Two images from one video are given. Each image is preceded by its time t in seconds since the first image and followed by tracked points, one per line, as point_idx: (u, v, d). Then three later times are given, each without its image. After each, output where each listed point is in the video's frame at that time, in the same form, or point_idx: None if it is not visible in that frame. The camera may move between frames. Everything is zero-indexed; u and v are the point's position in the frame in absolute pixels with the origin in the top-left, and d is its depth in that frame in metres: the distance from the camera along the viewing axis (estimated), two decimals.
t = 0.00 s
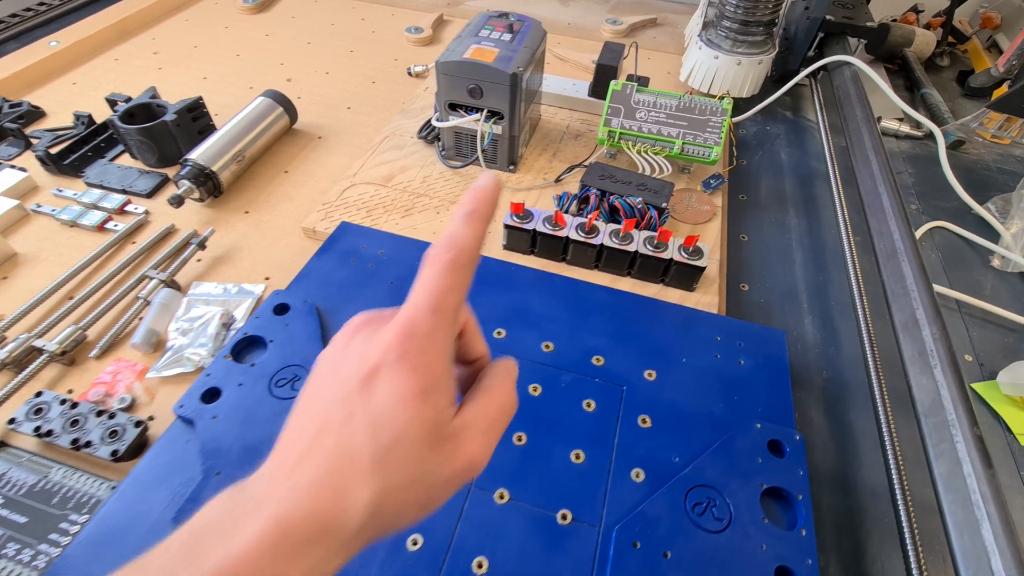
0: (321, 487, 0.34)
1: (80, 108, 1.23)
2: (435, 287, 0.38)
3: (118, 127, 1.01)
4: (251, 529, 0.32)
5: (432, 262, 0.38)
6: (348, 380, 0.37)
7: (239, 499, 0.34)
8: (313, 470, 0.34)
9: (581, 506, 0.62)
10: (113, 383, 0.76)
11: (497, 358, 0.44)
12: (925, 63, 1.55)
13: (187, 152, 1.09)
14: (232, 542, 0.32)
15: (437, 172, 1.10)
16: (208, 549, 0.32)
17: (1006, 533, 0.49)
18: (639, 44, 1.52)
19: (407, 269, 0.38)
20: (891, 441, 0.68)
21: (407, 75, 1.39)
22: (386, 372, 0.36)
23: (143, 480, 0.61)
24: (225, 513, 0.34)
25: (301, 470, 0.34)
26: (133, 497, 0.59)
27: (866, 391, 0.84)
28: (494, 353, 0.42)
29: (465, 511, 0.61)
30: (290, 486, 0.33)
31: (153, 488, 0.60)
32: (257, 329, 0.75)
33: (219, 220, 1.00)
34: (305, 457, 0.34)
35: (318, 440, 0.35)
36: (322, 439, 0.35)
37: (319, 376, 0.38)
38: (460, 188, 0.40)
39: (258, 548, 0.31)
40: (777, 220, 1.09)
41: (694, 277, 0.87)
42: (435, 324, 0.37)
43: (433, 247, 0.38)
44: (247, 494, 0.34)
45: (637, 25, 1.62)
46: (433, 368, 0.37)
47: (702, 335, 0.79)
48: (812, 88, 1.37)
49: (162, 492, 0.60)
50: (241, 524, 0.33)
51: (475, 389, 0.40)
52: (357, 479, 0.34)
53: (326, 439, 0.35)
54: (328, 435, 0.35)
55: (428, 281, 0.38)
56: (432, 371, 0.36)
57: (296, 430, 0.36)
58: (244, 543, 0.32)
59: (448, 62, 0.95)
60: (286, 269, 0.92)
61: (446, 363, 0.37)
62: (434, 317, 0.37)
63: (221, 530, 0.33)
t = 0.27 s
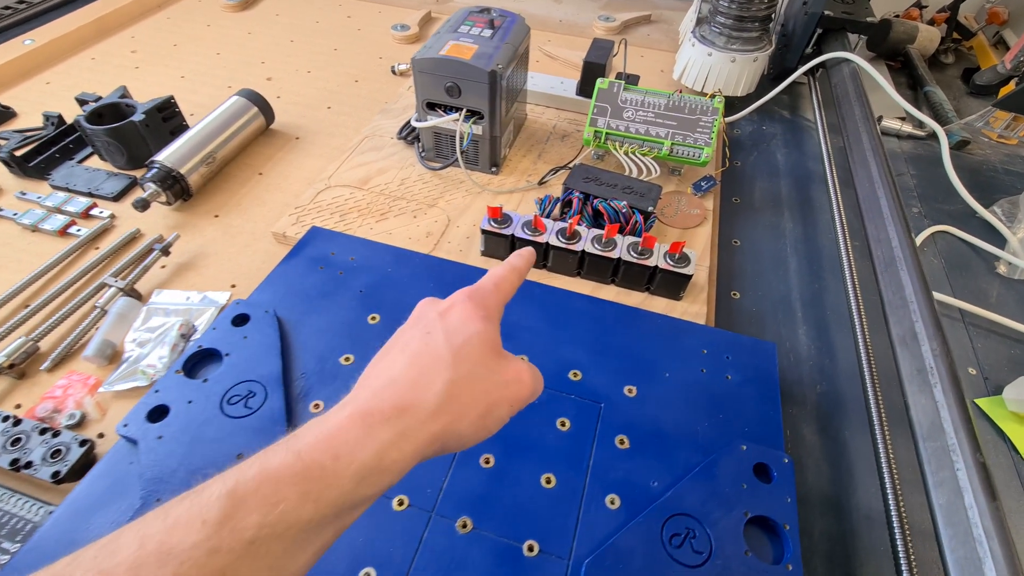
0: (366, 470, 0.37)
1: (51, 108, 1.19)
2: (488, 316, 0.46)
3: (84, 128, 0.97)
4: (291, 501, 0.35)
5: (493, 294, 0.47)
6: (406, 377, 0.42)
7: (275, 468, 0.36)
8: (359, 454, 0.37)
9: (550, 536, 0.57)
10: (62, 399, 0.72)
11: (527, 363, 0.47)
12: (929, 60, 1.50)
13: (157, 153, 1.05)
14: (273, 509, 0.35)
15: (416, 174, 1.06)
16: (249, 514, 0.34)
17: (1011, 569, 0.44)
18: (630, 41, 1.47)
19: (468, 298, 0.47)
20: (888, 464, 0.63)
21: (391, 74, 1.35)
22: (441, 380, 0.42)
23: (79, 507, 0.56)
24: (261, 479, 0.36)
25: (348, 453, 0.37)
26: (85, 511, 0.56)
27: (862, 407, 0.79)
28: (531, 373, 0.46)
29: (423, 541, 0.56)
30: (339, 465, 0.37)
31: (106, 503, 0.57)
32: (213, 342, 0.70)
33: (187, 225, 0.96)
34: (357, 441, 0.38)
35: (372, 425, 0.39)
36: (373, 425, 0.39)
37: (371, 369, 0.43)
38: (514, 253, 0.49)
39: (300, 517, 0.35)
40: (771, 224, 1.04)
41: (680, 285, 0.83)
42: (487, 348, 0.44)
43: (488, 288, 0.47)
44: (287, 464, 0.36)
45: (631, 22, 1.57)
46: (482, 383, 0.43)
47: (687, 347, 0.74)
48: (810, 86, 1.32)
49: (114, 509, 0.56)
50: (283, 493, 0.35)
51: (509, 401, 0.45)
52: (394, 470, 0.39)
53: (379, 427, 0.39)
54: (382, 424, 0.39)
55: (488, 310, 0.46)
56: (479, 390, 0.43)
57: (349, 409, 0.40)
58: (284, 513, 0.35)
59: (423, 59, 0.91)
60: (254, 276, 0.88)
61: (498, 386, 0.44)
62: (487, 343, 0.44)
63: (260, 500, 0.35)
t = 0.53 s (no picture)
0: (360, 480, 0.35)
1: (44, 107, 1.18)
2: (489, 322, 0.43)
3: (74, 126, 0.96)
4: (283, 512, 0.32)
5: (494, 299, 0.45)
6: (402, 382, 0.39)
7: (265, 476, 0.33)
8: (354, 462, 0.35)
9: (541, 547, 0.55)
10: (46, 402, 0.70)
11: (529, 369, 0.44)
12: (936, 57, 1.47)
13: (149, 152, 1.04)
14: (263, 519, 0.32)
15: (411, 173, 1.04)
16: (237, 524, 0.31)
17: None
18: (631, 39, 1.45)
19: (469, 302, 0.44)
20: (894, 472, 0.61)
21: (388, 71, 1.33)
22: (439, 386, 0.39)
23: (60, 513, 0.55)
24: (251, 487, 0.33)
25: (343, 462, 0.35)
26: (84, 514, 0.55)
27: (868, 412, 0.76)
28: (534, 380, 0.43)
29: (412, 551, 0.54)
30: (333, 473, 0.34)
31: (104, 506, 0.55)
32: (199, 344, 0.69)
33: (178, 224, 0.94)
34: (352, 448, 0.35)
35: (367, 432, 0.36)
36: (369, 432, 0.36)
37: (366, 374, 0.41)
38: (518, 262, 0.47)
39: (292, 528, 0.33)
40: (774, 224, 1.02)
41: (680, 287, 0.81)
42: (488, 353, 0.42)
43: (489, 293, 0.45)
44: (278, 472, 0.33)
45: (631, 19, 1.55)
46: (483, 391, 0.41)
47: (686, 350, 0.72)
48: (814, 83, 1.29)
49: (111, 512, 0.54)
50: (274, 502, 0.32)
51: (510, 408, 0.42)
52: (389, 480, 0.36)
53: (375, 434, 0.36)
54: (378, 431, 0.36)
55: (489, 315, 0.44)
56: (479, 398, 0.40)
57: (343, 415, 0.37)
58: (275, 524, 0.32)
59: (417, 56, 0.89)
60: (244, 277, 0.87)
61: (498, 395, 0.41)
62: (487, 349, 0.42)
63: (249, 509, 0.32)
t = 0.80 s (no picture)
0: (367, 492, 0.35)
1: (51, 108, 1.19)
2: (494, 332, 0.43)
3: (82, 127, 0.97)
4: (289, 526, 0.32)
5: (499, 308, 0.45)
6: (408, 394, 0.39)
7: (272, 489, 0.33)
8: (360, 475, 0.35)
9: (546, 547, 0.55)
10: (55, 401, 0.70)
11: (535, 378, 0.45)
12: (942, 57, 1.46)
13: (156, 153, 1.04)
14: (270, 534, 0.32)
15: (416, 173, 1.05)
16: (244, 539, 0.31)
17: None
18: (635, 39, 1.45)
19: (474, 310, 0.44)
20: (901, 474, 0.61)
21: (392, 72, 1.34)
22: (445, 397, 0.39)
23: (69, 511, 0.55)
24: (258, 502, 0.33)
25: (349, 475, 0.35)
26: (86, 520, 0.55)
27: (873, 413, 0.76)
28: (539, 389, 0.44)
29: (417, 551, 0.54)
30: (340, 487, 0.34)
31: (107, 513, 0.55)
32: (206, 344, 0.69)
33: (184, 225, 0.95)
34: (359, 461, 0.35)
35: (373, 445, 0.36)
36: (375, 444, 0.36)
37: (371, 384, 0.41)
38: (523, 268, 0.47)
39: (299, 542, 0.33)
40: (779, 225, 1.02)
41: (685, 287, 0.81)
42: (493, 363, 0.42)
43: (494, 301, 0.45)
44: (285, 486, 0.33)
45: (635, 19, 1.55)
46: (488, 401, 0.41)
47: (691, 351, 0.72)
48: (819, 83, 1.29)
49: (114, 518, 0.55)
50: (280, 517, 0.32)
51: (515, 418, 0.42)
52: (395, 492, 0.37)
53: (381, 447, 0.36)
54: (384, 443, 0.37)
55: (494, 323, 0.44)
56: (484, 408, 0.41)
57: (350, 427, 0.37)
58: (282, 538, 0.32)
59: (422, 57, 0.89)
60: (250, 277, 0.87)
61: (502, 406, 0.42)
62: (492, 359, 0.42)
63: (256, 523, 0.32)
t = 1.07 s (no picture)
0: (368, 493, 0.35)
1: (58, 107, 1.19)
2: (494, 332, 0.44)
3: (88, 126, 0.97)
4: (291, 525, 0.33)
5: (499, 307, 0.45)
6: (409, 394, 0.40)
7: (274, 489, 0.34)
8: (362, 475, 0.35)
9: (550, 541, 0.56)
10: (63, 396, 0.71)
11: (536, 378, 0.45)
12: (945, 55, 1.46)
13: (162, 151, 1.05)
14: (272, 534, 0.32)
15: (419, 172, 1.05)
16: (247, 539, 0.32)
17: None
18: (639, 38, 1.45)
19: (474, 311, 0.44)
20: (903, 470, 0.61)
21: (396, 71, 1.34)
22: (446, 398, 0.40)
23: (77, 504, 0.56)
24: (260, 502, 0.33)
25: (350, 475, 0.35)
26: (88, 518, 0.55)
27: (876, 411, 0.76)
28: (540, 389, 0.44)
29: (421, 544, 0.55)
30: (341, 487, 0.35)
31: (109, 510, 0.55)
32: (212, 340, 0.70)
33: (189, 223, 0.96)
34: (360, 461, 0.36)
35: (374, 445, 0.37)
36: (376, 445, 0.37)
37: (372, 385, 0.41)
38: (521, 267, 0.48)
39: (301, 541, 0.33)
40: (782, 223, 1.02)
41: (688, 285, 0.81)
42: (494, 364, 0.42)
43: (493, 301, 0.46)
44: (287, 486, 0.34)
45: (639, 18, 1.55)
46: (489, 402, 0.41)
47: (693, 349, 0.73)
48: (822, 82, 1.29)
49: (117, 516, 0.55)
50: (282, 516, 0.33)
51: (516, 418, 0.42)
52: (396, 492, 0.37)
53: (383, 447, 0.37)
54: (385, 443, 0.37)
55: (495, 323, 0.44)
56: (485, 409, 0.41)
57: (351, 427, 0.38)
58: (284, 538, 0.33)
59: (426, 55, 0.90)
60: (255, 274, 0.88)
61: (502, 406, 0.42)
62: (492, 360, 0.42)
63: (258, 523, 0.32)
